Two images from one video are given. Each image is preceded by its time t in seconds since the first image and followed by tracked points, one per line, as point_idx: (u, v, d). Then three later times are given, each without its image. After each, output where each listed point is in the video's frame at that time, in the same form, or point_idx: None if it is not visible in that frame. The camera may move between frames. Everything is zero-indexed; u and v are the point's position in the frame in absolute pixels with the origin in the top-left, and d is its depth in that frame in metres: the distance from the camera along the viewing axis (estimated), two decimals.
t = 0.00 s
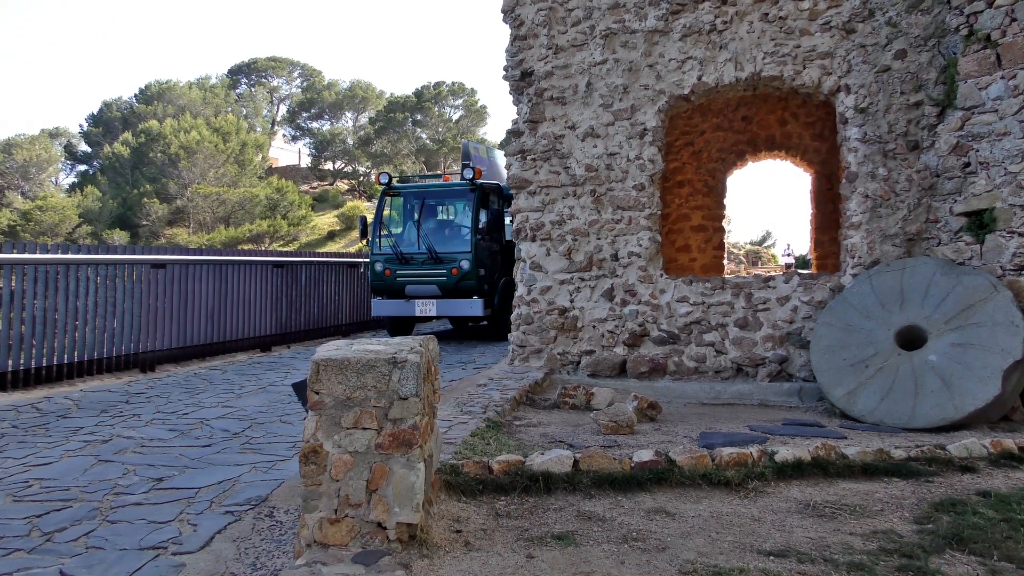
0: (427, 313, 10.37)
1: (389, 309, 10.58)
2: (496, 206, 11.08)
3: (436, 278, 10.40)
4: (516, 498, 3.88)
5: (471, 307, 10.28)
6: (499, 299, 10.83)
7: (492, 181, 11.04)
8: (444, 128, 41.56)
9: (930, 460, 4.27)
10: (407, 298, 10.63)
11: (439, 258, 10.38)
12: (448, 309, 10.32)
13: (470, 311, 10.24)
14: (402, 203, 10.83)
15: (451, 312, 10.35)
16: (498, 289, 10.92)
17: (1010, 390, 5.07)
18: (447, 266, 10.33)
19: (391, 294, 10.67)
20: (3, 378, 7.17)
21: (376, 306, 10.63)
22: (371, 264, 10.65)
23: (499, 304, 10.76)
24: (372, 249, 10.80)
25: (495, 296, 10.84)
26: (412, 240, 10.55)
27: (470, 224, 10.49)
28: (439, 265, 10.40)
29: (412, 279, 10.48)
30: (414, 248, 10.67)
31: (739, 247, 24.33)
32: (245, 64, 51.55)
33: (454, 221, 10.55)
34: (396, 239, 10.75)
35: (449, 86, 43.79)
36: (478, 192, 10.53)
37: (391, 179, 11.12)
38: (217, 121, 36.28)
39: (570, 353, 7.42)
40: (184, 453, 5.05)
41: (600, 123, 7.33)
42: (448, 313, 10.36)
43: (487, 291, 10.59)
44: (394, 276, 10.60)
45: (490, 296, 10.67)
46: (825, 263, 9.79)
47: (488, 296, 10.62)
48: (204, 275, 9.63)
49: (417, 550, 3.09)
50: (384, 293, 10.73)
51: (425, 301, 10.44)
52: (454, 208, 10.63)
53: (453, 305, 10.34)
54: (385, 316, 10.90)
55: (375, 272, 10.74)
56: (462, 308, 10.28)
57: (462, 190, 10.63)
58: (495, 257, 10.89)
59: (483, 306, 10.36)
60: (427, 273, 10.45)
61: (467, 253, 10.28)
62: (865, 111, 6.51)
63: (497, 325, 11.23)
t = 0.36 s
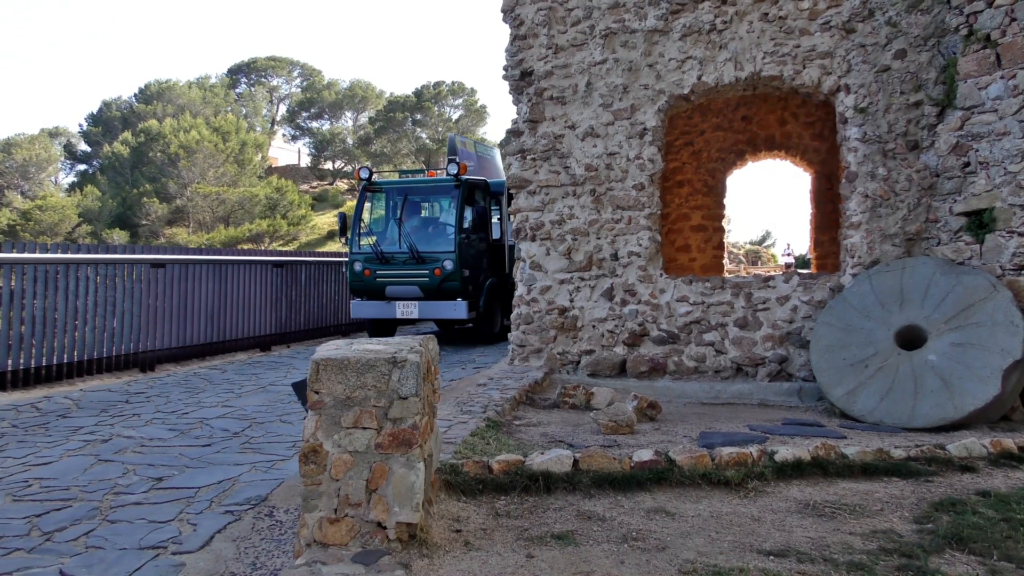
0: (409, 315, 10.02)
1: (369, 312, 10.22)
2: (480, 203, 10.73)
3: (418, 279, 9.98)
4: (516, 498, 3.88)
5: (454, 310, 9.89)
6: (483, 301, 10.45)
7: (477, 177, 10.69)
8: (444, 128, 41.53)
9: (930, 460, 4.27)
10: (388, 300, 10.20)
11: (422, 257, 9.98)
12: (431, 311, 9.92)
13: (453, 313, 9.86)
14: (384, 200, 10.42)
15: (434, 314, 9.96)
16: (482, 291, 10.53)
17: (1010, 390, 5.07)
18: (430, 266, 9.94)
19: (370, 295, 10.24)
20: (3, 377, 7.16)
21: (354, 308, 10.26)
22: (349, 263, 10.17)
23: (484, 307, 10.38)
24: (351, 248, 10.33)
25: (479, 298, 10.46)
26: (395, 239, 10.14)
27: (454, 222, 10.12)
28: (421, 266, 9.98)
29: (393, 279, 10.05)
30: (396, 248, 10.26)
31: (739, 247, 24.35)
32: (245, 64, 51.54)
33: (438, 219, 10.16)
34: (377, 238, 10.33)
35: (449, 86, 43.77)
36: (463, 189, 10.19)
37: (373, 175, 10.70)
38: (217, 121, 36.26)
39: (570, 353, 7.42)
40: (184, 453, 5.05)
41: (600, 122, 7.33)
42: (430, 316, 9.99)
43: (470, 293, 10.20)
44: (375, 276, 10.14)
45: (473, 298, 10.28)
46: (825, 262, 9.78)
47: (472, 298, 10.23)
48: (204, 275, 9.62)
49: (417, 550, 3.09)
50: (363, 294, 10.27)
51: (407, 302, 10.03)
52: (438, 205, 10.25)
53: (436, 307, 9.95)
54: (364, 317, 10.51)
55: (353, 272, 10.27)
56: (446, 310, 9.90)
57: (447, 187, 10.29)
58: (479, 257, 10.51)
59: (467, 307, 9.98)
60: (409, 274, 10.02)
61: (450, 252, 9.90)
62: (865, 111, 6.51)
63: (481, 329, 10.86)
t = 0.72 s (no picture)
0: (387, 320, 9.64)
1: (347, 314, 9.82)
2: (465, 200, 10.28)
3: (397, 281, 9.58)
4: (516, 498, 3.87)
5: (436, 313, 9.45)
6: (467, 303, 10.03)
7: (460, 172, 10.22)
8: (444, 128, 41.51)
9: (930, 460, 4.27)
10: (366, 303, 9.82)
11: (401, 258, 9.56)
12: (411, 314, 9.53)
13: (434, 317, 9.43)
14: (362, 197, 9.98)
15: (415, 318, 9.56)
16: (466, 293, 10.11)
17: (1010, 389, 5.07)
18: (409, 267, 9.52)
19: (347, 298, 9.84)
20: (3, 377, 7.16)
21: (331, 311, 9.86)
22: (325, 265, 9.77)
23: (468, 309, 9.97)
24: (327, 249, 9.94)
25: (463, 299, 10.03)
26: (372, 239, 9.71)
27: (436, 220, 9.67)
28: (401, 267, 9.57)
29: (370, 281, 9.65)
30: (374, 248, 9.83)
31: (739, 247, 24.36)
32: (245, 63, 51.52)
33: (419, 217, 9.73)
34: (354, 238, 9.91)
35: (449, 86, 43.75)
36: (445, 186, 9.73)
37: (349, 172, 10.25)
38: (218, 121, 36.26)
39: (570, 353, 7.42)
40: (184, 453, 5.04)
41: (600, 122, 7.33)
42: (410, 320, 9.58)
43: (453, 295, 9.77)
44: (352, 279, 9.75)
45: (456, 300, 9.85)
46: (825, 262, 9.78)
47: (455, 301, 9.81)
48: (204, 275, 9.63)
49: (417, 550, 3.09)
50: (341, 297, 9.89)
51: (386, 306, 9.64)
52: (419, 203, 9.81)
53: (417, 310, 9.54)
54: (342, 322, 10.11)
55: (329, 274, 9.86)
56: (427, 313, 9.49)
57: (428, 183, 9.83)
58: (462, 257, 10.08)
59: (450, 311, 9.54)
60: (387, 276, 9.62)
61: (432, 253, 9.47)
62: (866, 111, 6.51)
63: (464, 332, 10.47)
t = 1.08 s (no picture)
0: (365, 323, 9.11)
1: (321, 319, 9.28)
2: (448, 197, 9.85)
3: (375, 282, 9.12)
4: (516, 498, 3.87)
5: (417, 318, 8.94)
6: (449, 306, 9.54)
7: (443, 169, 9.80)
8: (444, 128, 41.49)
9: (929, 460, 4.27)
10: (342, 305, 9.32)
11: (380, 258, 9.10)
12: (390, 318, 9.01)
13: (413, 321, 8.93)
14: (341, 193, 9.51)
15: (394, 322, 9.05)
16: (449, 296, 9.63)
17: (1010, 389, 5.08)
18: (387, 267, 9.05)
19: (322, 299, 9.36)
20: (3, 377, 7.16)
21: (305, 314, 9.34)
22: (299, 264, 9.29)
23: (450, 313, 9.49)
24: (301, 247, 9.47)
25: (445, 303, 9.55)
26: (349, 237, 9.24)
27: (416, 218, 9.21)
28: (379, 268, 9.10)
29: (346, 282, 9.18)
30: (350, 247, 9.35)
31: (739, 247, 24.38)
32: (245, 64, 51.51)
33: (399, 214, 9.28)
34: (330, 237, 9.44)
35: (449, 86, 43.70)
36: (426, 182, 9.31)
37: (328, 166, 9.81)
38: (218, 121, 36.25)
39: (570, 353, 7.42)
40: (184, 453, 5.04)
41: (600, 122, 7.33)
42: (389, 324, 9.07)
43: (434, 298, 9.30)
44: (327, 279, 9.28)
45: (437, 303, 9.37)
46: (825, 262, 9.78)
47: (435, 304, 9.33)
48: (204, 275, 9.63)
49: (417, 550, 3.09)
50: (315, 298, 9.39)
51: (363, 309, 9.15)
52: (400, 200, 9.37)
53: (397, 313, 9.03)
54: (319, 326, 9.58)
55: (303, 273, 9.38)
56: (407, 316, 8.98)
57: (410, 180, 9.38)
58: (444, 257, 9.61)
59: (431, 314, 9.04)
60: (364, 277, 9.14)
61: (411, 253, 9.02)
62: (865, 111, 6.51)
63: (447, 336, 9.95)
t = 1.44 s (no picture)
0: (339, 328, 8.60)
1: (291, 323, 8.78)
2: (427, 194, 9.38)
3: (349, 284, 8.60)
4: (516, 498, 3.87)
5: (393, 322, 8.47)
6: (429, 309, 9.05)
7: (422, 163, 9.33)
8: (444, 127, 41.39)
9: (930, 460, 4.27)
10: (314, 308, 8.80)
11: (354, 258, 8.60)
12: (364, 323, 8.54)
13: (390, 325, 8.45)
14: (315, 189, 9.00)
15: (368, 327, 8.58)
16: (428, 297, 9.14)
17: (1010, 389, 5.08)
18: (363, 269, 8.55)
19: (292, 302, 8.83)
20: (3, 377, 7.16)
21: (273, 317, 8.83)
22: (268, 265, 8.76)
23: (430, 316, 9.02)
24: (271, 246, 8.94)
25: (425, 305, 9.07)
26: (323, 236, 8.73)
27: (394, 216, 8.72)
28: (353, 268, 8.60)
29: (319, 284, 8.66)
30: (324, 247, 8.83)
31: (740, 247, 24.38)
32: (245, 64, 51.50)
33: (377, 212, 8.80)
34: (303, 236, 8.91)
35: (449, 86, 43.64)
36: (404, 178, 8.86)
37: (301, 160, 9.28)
38: (218, 121, 36.24)
39: (570, 353, 7.42)
40: (184, 453, 5.04)
41: (600, 122, 7.33)
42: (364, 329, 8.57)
43: (413, 301, 8.81)
44: (298, 281, 8.75)
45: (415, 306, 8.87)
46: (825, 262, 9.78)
47: (414, 307, 8.85)
48: (204, 275, 9.64)
49: (417, 550, 3.09)
50: (286, 301, 8.87)
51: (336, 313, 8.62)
52: (377, 196, 8.87)
53: (373, 317, 8.54)
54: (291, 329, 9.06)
55: (274, 275, 8.86)
56: (383, 321, 8.50)
57: (388, 176, 8.90)
58: (423, 257, 9.12)
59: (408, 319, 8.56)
60: (338, 278, 8.64)
61: (388, 253, 8.54)
62: (865, 111, 6.51)
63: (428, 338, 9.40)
